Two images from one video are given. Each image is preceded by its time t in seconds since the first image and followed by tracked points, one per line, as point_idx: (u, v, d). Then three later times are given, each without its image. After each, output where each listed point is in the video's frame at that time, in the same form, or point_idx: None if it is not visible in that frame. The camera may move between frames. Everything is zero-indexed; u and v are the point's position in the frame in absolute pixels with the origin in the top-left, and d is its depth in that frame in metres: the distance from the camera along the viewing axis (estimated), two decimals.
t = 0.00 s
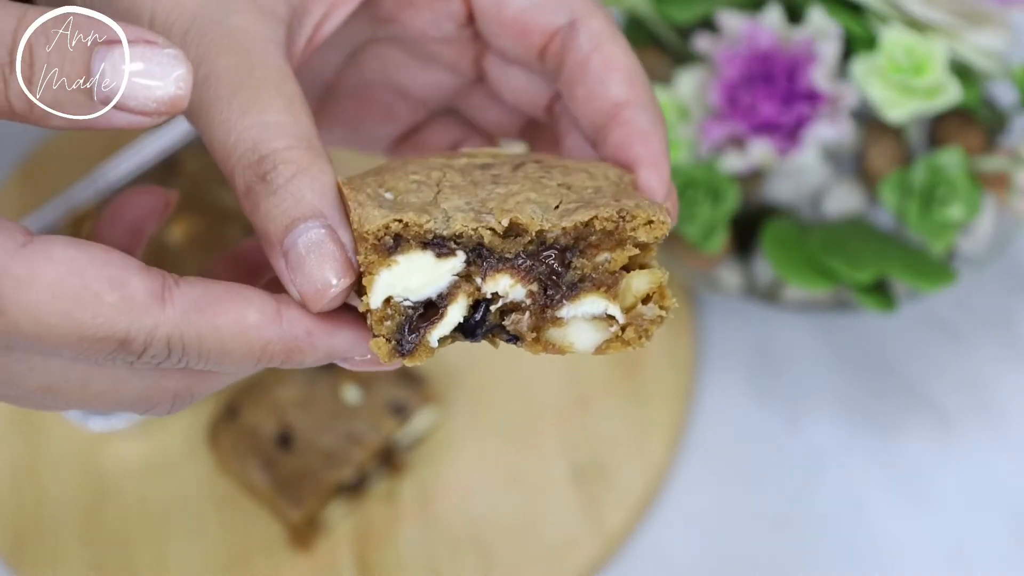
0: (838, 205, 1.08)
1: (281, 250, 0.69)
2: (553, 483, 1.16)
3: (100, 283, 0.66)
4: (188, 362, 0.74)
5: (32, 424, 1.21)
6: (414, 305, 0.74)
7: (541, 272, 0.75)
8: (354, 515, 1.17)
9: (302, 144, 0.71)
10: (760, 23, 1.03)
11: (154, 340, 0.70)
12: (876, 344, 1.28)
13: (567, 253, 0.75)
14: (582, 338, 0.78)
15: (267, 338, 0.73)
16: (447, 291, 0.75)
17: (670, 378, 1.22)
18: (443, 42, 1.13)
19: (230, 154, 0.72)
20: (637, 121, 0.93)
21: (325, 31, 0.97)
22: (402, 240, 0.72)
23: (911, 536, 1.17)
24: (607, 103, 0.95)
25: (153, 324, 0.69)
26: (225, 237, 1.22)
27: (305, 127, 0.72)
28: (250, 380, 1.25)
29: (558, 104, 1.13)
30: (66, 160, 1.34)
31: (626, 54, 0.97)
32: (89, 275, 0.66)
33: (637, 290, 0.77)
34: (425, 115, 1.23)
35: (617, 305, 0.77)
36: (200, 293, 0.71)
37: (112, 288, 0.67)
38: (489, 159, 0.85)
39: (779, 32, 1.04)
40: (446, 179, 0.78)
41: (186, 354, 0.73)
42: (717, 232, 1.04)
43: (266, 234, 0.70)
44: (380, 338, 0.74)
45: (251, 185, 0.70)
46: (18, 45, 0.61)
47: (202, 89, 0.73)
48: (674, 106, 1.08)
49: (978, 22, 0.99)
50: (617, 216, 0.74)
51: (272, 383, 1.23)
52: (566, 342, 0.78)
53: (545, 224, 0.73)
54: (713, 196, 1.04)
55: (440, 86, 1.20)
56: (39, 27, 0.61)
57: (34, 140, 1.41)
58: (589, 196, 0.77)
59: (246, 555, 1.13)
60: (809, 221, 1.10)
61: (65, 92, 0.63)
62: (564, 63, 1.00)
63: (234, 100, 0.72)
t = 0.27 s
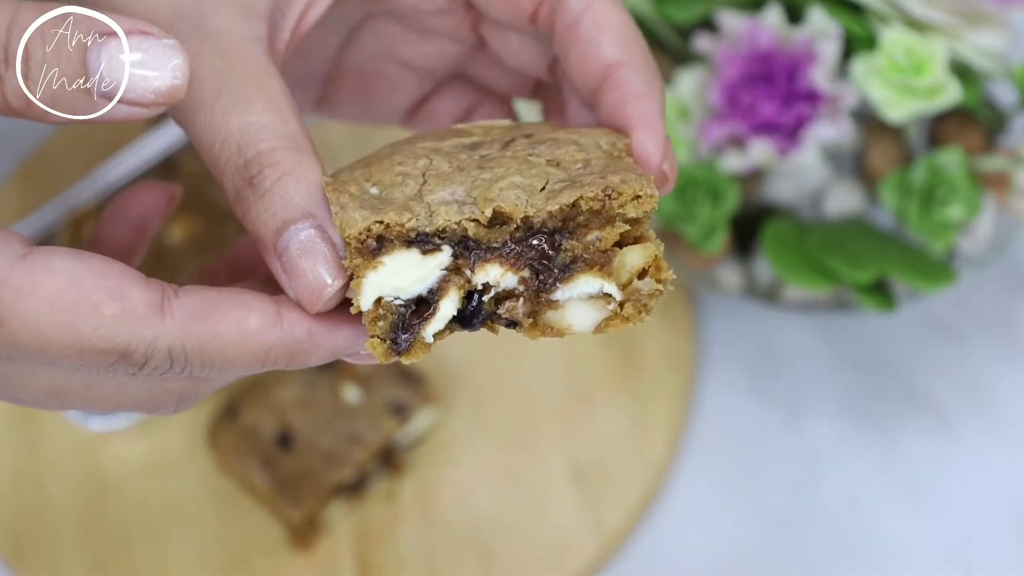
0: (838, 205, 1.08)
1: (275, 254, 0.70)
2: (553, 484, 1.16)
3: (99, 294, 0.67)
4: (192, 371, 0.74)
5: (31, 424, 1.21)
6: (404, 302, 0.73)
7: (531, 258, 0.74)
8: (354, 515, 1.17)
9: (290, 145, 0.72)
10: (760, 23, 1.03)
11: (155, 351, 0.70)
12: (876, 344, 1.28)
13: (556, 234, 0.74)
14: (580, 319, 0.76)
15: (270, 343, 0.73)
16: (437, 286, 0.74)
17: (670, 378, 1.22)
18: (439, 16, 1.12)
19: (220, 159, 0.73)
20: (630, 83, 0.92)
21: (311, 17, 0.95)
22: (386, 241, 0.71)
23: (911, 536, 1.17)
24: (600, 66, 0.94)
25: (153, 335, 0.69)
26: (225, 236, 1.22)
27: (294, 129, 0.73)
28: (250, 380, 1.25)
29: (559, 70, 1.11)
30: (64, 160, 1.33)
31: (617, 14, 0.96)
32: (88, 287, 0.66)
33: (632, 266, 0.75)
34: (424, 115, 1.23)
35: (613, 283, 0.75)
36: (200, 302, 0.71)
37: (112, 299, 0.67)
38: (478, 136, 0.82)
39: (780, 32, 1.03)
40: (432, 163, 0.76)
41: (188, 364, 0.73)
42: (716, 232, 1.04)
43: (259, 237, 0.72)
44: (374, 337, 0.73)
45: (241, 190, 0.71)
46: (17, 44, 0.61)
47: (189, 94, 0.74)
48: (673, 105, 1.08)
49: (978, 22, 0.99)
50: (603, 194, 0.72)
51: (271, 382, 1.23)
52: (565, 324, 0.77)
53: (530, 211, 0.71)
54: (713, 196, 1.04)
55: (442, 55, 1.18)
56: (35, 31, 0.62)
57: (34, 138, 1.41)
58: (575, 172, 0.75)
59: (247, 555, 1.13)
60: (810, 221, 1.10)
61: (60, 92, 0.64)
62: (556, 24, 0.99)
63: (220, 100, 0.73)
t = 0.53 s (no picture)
0: (838, 205, 1.08)
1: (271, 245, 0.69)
2: (553, 484, 1.15)
3: (87, 284, 0.67)
4: (180, 362, 0.74)
5: (31, 424, 1.21)
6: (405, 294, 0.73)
7: (534, 258, 0.74)
8: (354, 515, 1.17)
9: (291, 138, 0.71)
10: (760, 23, 1.03)
11: (143, 340, 0.70)
12: (876, 344, 1.28)
13: (560, 238, 0.74)
14: (578, 326, 0.76)
15: (259, 336, 0.72)
16: (438, 280, 0.74)
17: (670, 378, 1.22)
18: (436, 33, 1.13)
19: (219, 152, 0.73)
20: (629, 107, 0.92)
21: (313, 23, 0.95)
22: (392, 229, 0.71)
23: (911, 536, 1.16)
24: (598, 90, 0.95)
25: (140, 325, 0.69)
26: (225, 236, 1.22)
27: (295, 124, 0.73)
28: (251, 381, 1.25)
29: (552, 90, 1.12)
30: (66, 160, 1.33)
31: (615, 35, 0.97)
32: (76, 275, 0.66)
33: (632, 276, 0.75)
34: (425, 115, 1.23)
35: (612, 291, 0.75)
36: (188, 293, 0.70)
37: (100, 288, 0.67)
38: (481, 148, 0.83)
39: (780, 32, 1.04)
40: (438, 167, 0.77)
41: (175, 356, 0.73)
42: (716, 233, 1.05)
43: (256, 230, 0.71)
44: (371, 327, 0.73)
45: (240, 182, 0.70)
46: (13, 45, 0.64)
47: (190, 88, 0.74)
48: (673, 104, 1.08)
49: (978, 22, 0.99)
50: (610, 199, 0.72)
51: (271, 383, 1.23)
52: (562, 331, 0.76)
53: (537, 209, 0.72)
54: (713, 196, 1.04)
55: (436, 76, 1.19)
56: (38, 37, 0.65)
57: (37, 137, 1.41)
58: (581, 180, 0.76)
59: (246, 555, 1.13)
60: (810, 221, 1.10)
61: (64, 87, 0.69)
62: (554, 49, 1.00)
63: (222, 93, 0.73)
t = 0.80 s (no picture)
0: (838, 205, 1.08)
1: (271, 198, 0.67)
2: (553, 484, 1.16)
3: (70, 237, 0.64)
4: (165, 327, 0.72)
5: (30, 422, 1.20)
6: (413, 246, 0.72)
7: (543, 231, 0.75)
8: (354, 515, 1.17)
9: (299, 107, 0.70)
10: (761, 23, 1.04)
11: (125, 299, 0.68)
12: (876, 344, 1.28)
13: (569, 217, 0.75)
14: (579, 307, 0.75)
15: (246, 299, 0.70)
16: (448, 235, 0.73)
17: (671, 377, 1.22)
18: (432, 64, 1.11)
19: (223, 115, 0.71)
20: (629, 134, 0.95)
21: (318, 28, 0.97)
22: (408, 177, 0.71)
23: (911, 536, 1.17)
24: (597, 121, 0.98)
25: (123, 282, 0.66)
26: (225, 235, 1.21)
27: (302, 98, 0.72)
28: (251, 380, 1.25)
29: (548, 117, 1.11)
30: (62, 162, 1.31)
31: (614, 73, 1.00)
32: (58, 231, 0.64)
33: (637, 264, 0.75)
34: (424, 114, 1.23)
35: (615, 276, 0.75)
36: (177, 253, 0.68)
37: (81, 244, 0.65)
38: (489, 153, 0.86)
39: (779, 33, 1.04)
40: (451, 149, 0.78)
41: (159, 318, 0.70)
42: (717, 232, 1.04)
43: (256, 191, 0.68)
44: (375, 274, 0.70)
45: (246, 142, 0.68)
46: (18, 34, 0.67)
47: (198, 57, 0.73)
48: (673, 101, 1.08)
49: (977, 23, 1.00)
50: (622, 181, 0.74)
51: (271, 382, 1.23)
52: (563, 312, 0.75)
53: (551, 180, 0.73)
54: (713, 195, 1.04)
55: (420, 121, 1.14)
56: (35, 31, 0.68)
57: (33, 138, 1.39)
58: (591, 171, 0.78)
59: (247, 555, 1.14)
60: (810, 221, 1.10)
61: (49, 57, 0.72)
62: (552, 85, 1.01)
63: (230, 62, 0.72)
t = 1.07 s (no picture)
0: (838, 205, 1.09)
1: (282, 204, 0.67)
2: (552, 484, 1.16)
3: (76, 235, 0.64)
4: (170, 325, 0.72)
5: (31, 422, 1.20)
6: (422, 254, 0.72)
7: (549, 243, 0.75)
8: (354, 515, 1.17)
9: (307, 109, 0.70)
10: (761, 24, 1.04)
11: (132, 297, 0.68)
12: (876, 344, 1.28)
13: (575, 229, 0.75)
14: (583, 318, 0.75)
15: (252, 300, 0.70)
16: (456, 244, 0.73)
17: (671, 378, 1.22)
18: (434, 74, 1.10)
19: (232, 119, 0.70)
20: (631, 147, 0.96)
21: (325, 33, 0.97)
22: (419, 184, 0.71)
23: (911, 536, 1.17)
24: (600, 132, 0.98)
25: (131, 281, 0.66)
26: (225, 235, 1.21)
27: (309, 99, 0.72)
28: (251, 381, 1.25)
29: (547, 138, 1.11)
30: (64, 160, 1.32)
31: (616, 84, 1.00)
32: (66, 229, 0.64)
33: (640, 277, 0.75)
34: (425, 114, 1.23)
35: (619, 289, 0.75)
36: (183, 252, 0.68)
37: (89, 241, 0.65)
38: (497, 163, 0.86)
39: (779, 32, 1.05)
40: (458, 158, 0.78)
41: (165, 317, 0.70)
42: (716, 232, 1.04)
43: (266, 195, 0.68)
44: (384, 282, 0.70)
45: (255, 145, 0.68)
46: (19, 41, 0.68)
47: (206, 61, 0.73)
48: (673, 102, 1.08)
49: (978, 23, 1.00)
50: (629, 195, 0.74)
51: (271, 382, 1.23)
52: (567, 322, 0.75)
53: (558, 192, 0.73)
54: (713, 195, 1.04)
55: (420, 128, 1.14)
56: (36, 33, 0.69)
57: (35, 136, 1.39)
58: (598, 184, 0.78)
59: (247, 555, 1.14)
60: (810, 221, 1.10)
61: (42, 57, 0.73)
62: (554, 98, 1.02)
63: (239, 66, 0.72)
